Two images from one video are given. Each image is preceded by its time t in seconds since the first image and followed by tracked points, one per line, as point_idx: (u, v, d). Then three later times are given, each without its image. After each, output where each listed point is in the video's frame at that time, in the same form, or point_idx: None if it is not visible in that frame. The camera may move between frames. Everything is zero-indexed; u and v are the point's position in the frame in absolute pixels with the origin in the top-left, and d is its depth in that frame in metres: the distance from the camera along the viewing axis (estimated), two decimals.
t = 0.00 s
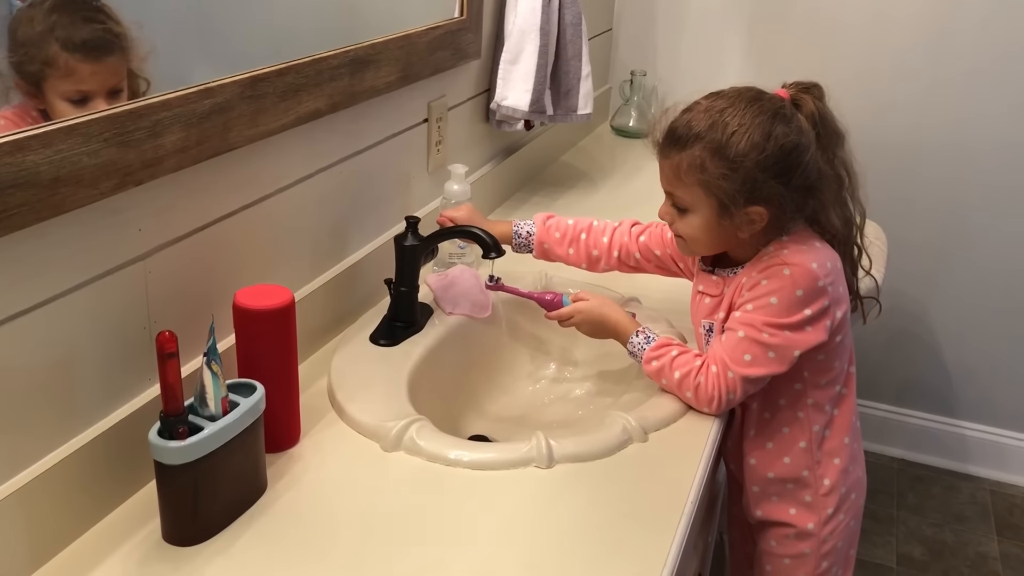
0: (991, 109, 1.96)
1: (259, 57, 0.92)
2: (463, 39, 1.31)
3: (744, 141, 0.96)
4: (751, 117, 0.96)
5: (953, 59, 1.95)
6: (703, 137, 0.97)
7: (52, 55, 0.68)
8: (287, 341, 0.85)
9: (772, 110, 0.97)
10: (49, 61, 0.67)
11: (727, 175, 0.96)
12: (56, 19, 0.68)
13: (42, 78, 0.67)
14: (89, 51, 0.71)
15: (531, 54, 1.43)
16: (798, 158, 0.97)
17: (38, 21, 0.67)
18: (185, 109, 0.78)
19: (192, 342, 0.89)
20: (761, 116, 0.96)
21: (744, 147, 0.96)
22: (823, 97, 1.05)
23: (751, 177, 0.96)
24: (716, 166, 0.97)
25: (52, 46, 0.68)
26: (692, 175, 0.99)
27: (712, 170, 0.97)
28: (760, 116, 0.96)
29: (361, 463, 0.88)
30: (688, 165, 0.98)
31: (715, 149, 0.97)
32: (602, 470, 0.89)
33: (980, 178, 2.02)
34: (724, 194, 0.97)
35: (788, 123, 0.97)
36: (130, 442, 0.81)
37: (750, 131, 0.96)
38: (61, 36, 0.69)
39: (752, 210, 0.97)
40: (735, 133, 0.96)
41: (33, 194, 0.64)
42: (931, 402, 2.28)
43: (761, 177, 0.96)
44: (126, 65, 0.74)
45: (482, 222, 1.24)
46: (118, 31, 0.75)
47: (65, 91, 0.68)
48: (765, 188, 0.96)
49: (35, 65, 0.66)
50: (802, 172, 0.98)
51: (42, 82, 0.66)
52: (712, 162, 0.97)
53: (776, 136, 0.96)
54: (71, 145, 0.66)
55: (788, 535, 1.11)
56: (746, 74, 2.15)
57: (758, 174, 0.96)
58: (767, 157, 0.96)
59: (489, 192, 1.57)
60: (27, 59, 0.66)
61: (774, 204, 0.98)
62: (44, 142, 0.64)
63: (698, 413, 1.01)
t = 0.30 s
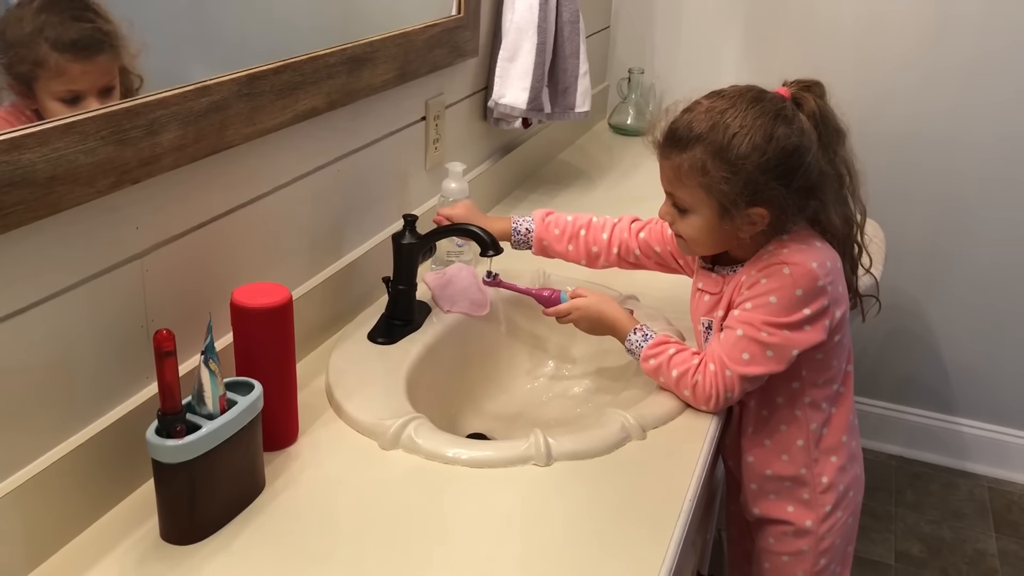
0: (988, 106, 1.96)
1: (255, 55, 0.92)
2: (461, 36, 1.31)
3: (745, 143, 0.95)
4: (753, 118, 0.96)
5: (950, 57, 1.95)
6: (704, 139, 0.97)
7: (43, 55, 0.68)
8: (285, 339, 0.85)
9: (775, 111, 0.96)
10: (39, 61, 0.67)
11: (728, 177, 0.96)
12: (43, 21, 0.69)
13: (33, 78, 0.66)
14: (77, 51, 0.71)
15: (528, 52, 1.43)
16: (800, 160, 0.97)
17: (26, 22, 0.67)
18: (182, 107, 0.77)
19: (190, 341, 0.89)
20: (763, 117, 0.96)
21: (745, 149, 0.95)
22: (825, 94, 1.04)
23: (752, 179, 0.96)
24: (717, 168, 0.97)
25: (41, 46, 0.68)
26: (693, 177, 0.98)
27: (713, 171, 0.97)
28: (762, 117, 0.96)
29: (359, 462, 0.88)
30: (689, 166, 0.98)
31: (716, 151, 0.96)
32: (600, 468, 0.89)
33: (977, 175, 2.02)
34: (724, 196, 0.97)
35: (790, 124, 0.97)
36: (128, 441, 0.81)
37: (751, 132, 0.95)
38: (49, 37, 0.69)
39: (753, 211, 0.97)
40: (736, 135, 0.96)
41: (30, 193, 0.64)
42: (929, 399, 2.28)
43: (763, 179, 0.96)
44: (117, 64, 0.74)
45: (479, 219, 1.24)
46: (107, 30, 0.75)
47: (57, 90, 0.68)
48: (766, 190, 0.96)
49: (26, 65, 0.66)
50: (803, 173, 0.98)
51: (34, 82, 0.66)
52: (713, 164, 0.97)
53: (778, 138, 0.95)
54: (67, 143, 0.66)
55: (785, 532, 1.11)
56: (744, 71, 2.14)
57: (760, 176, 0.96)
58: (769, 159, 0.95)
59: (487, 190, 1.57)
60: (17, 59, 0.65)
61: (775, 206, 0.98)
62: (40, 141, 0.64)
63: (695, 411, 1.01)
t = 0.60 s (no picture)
0: (987, 105, 1.96)
1: (254, 55, 0.92)
2: (459, 36, 1.31)
3: (750, 144, 0.95)
4: (759, 120, 0.95)
5: (949, 56, 1.95)
6: (709, 140, 0.97)
7: (34, 55, 0.67)
8: (284, 339, 0.85)
9: (780, 112, 0.96)
10: (30, 60, 0.67)
11: (733, 178, 0.96)
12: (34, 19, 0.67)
13: (25, 77, 0.66)
14: (68, 49, 0.70)
15: (526, 52, 1.43)
16: (805, 162, 0.97)
17: (17, 23, 0.66)
18: (181, 108, 0.77)
19: (189, 341, 0.89)
20: (768, 118, 0.95)
21: (751, 151, 0.95)
22: (832, 95, 1.04)
23: (757, 181, 0.95)
24: (722, 169, 0.96)
25: (32, 45, 0.67)
26: (697, 177, 0.98)
27: (718, 173, 0.97)
28: (767, 118, 0.95)
29: (357, 462, 0.88)
30: (694, 167, 0.98)
31: (722, 152, 0.96)
32: (599, 467, 0.89)
33: (975, 174, 2.02)
34: (729, 197, 0.97)
35: (796, 125, 0.96)
36: (128, 441, 0.81)
37: (757, 134, 0.95)
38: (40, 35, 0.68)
39: (758, 213, 0.97)
40: (741, 136, 0.95)
41: (29, 193, 0.64)
42: (928, 397, 2.29)
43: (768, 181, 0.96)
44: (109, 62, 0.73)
45: (479, 219, 1.23)
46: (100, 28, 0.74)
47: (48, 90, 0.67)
48: (772, 192, 0.96)
49: (17, 65, 0.65)
50: (808, 175, 0.98)
51: (25, 82, 0.66)
52: (718, 165, 0.97)
53: (784, 139, 0.95)
54: (67, 143, 0.66)
55: (781, 530, 1.11)
56: (742, 71, 2.15)
57: (765, 178, 0.96)
58: (774, 161, 0.95)
59: (485, 189, 1.57)
60: (8, 59, 0.65)
61: (780, 207, 0.98)
62: (39, 141, 0.64)
63: (695, 411, 1.01)
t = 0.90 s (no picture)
0: (984, 104, 1.96)
1: (250, 55, 0.92)
2: (455, 36, 1.31)
3: (757, 150, 0.94)
4: (766, 125, 0.95)
5: (947, 54, 1.95)
6: (715, 144, 0.96)
7: (15, 56, 0.65)
8: (280, 341, 0.85)
9: (789, 117, 0.95)
10: (10, 62, 0.65)
11: (738, 184, 0.96)
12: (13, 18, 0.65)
13: (8, 80, 0.64)
14: (50, 48, 0.68)
15: (523, 51, 1.43)
16: (812, 168, 0.96)
17: None
18: (176, 108, 0.77)
19: (185, 342, 0.89)
20: (776, 124, 0.95)
21: (757, 157, 0.94)
22: (840, 97, 1.04)
23: (762, 187, 0.95)
24: (727, 175, 0.96)
25: (13, 46, 0.65)
26: (703, 182, 0.98)
27: (723, 178, 0.96)
28: (775, 123, 0.95)
29: (355, 463, 0.88)
30: (700, 171, 0.98)
31: (728, 157, 0.96)
32: (596, 468, 0.89)
33: (972, 173, 2.02)
34: (733, 203, 0.97)
35: (803, 130, 0.95)
36: (124, 442, 0.81)
37: (763, 139, 0.94)
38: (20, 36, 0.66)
39: (764, 219, 0.97)
40: (747, 142, 0.95)
41: (23, 195, 0.63)
42: (926, 397, 2.29)
43: (773, 188, 0.95)
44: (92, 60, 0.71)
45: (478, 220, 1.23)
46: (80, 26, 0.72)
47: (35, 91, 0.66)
48: (778, 200, 0.96)
49: None
50: (814, 181, 0.97)
51: (8, 84, 0.64)
52: (723, 170, 0.96)
53: (791, 145, 0.95)
54: (61, 144, 0.66)
55: (778, 532, 1.11)
56: (739, 70, 2.15)
57: (770, 184, 0.95)
58: (781, 168, 0.95)
59: (483, 190, 1.56)
60: None
61: (785, 214, 0.97)
62: (33, 143, 0.63)
63: (692, 412, 1.01)
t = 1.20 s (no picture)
0: (982, 104, 1.96)
1: (250, 56, 0.92)
2: (455, 37, 1.31)
3: (757, 156, 0.94)
4: (767, 132, 0.95)
5: (945, 55, 1.95)
6: (715, 150, 0.96)
7: (10, 59, 0.66)
8: (279, 343, 0.84)
9: (790, 123, 0.95)
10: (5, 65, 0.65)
11: (738, 190, 0.96)
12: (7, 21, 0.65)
13: (3, 82, 0.64)
14: (43, 50, 0.68)
15: (523, 52, 1.43)
16: (812, 174, 0.96)
17: None
18: (177, 109, 0.77)
19: (185, 343, 0.89)
20: (777, 130, 0.95)
21: (757, 163, 0.94)
22: (842, 100, 1.04)
23: (762, 194, 0.95)
24: (727, 181, 0.96)
25: (8, 49, 0.66)
26: (703, 187, 0.98)
27: (724, 183, 0.96)
28: (775, 129, 0.95)
29: (355, 463, 0.88)
30: (701, 177, 0.98)
31: (728, 163, 0.96)
32: (595, 468, 0.89)
33: (970, 174, 2.02)
34: (733, 209, 0.97)
35: (804, 136, 0.95)
36: (125, 443, 0.81)
37: (764, 146, 0.94)
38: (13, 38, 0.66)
39: (764, 225, 0.97)
40: (748, 148, 0.95)
41: (24, 195, 0.63)
42: (924, 397, 2.29)
43: (773, 194, 0.95)
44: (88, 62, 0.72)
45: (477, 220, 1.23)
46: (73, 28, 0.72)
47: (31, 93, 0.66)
48: (777, 206, 0.96)
49: None
50: (815, 186, 0.97)
51: (5, 86, 0.64)
52: (724, 176, 0.96)
53: (791, 152, 0.95)
54: (62, 145, 0.66)
55: (775, 533, 1.11)
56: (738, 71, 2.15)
57: (770, 191, 0.95)
58: (781, 174, 0.95)
59: (482, 191, 1.57)
60: None
61: (785, 219, 0.98)
62: (33, 143, 0.63)
63: (691, 413, 1.01)
